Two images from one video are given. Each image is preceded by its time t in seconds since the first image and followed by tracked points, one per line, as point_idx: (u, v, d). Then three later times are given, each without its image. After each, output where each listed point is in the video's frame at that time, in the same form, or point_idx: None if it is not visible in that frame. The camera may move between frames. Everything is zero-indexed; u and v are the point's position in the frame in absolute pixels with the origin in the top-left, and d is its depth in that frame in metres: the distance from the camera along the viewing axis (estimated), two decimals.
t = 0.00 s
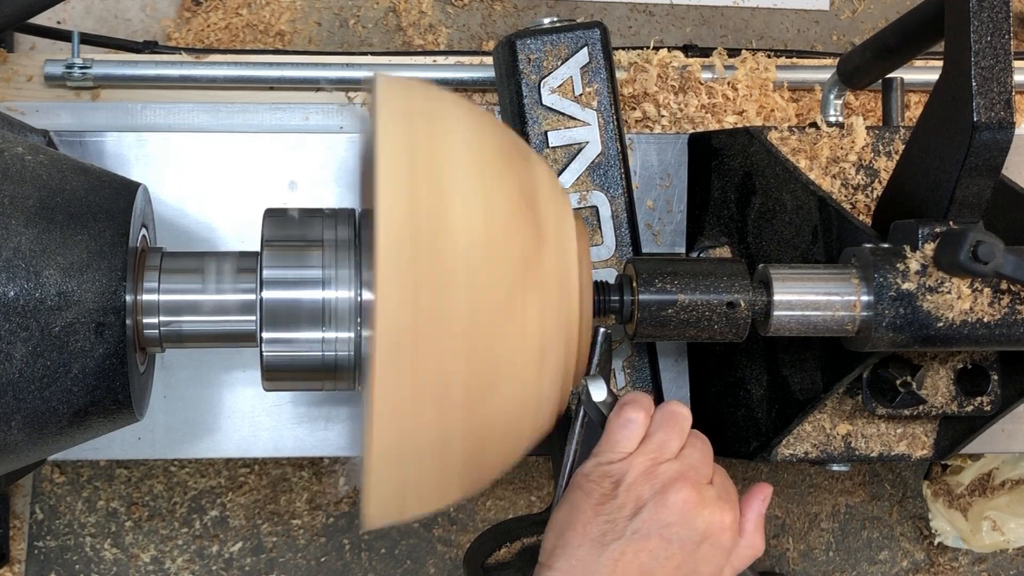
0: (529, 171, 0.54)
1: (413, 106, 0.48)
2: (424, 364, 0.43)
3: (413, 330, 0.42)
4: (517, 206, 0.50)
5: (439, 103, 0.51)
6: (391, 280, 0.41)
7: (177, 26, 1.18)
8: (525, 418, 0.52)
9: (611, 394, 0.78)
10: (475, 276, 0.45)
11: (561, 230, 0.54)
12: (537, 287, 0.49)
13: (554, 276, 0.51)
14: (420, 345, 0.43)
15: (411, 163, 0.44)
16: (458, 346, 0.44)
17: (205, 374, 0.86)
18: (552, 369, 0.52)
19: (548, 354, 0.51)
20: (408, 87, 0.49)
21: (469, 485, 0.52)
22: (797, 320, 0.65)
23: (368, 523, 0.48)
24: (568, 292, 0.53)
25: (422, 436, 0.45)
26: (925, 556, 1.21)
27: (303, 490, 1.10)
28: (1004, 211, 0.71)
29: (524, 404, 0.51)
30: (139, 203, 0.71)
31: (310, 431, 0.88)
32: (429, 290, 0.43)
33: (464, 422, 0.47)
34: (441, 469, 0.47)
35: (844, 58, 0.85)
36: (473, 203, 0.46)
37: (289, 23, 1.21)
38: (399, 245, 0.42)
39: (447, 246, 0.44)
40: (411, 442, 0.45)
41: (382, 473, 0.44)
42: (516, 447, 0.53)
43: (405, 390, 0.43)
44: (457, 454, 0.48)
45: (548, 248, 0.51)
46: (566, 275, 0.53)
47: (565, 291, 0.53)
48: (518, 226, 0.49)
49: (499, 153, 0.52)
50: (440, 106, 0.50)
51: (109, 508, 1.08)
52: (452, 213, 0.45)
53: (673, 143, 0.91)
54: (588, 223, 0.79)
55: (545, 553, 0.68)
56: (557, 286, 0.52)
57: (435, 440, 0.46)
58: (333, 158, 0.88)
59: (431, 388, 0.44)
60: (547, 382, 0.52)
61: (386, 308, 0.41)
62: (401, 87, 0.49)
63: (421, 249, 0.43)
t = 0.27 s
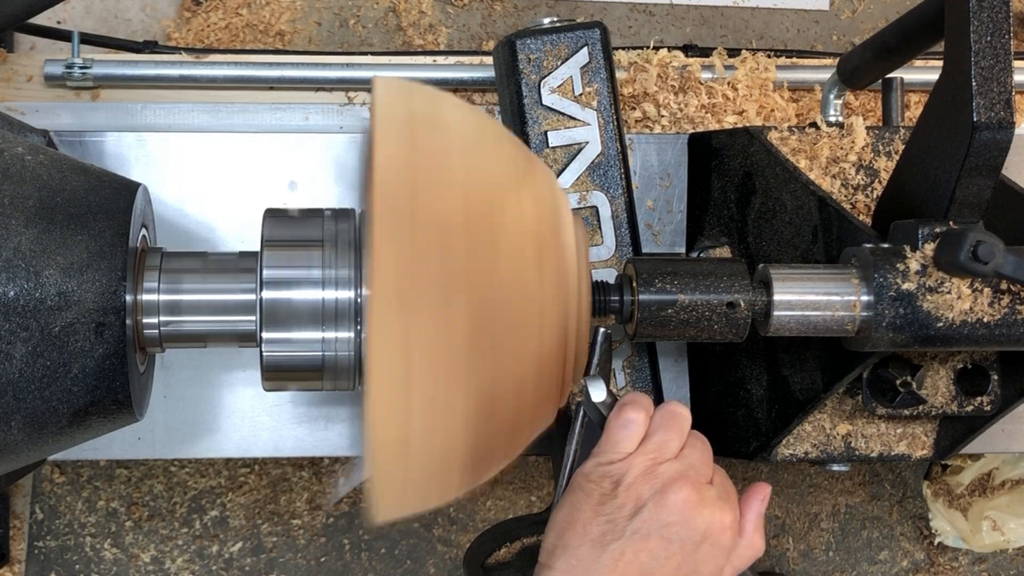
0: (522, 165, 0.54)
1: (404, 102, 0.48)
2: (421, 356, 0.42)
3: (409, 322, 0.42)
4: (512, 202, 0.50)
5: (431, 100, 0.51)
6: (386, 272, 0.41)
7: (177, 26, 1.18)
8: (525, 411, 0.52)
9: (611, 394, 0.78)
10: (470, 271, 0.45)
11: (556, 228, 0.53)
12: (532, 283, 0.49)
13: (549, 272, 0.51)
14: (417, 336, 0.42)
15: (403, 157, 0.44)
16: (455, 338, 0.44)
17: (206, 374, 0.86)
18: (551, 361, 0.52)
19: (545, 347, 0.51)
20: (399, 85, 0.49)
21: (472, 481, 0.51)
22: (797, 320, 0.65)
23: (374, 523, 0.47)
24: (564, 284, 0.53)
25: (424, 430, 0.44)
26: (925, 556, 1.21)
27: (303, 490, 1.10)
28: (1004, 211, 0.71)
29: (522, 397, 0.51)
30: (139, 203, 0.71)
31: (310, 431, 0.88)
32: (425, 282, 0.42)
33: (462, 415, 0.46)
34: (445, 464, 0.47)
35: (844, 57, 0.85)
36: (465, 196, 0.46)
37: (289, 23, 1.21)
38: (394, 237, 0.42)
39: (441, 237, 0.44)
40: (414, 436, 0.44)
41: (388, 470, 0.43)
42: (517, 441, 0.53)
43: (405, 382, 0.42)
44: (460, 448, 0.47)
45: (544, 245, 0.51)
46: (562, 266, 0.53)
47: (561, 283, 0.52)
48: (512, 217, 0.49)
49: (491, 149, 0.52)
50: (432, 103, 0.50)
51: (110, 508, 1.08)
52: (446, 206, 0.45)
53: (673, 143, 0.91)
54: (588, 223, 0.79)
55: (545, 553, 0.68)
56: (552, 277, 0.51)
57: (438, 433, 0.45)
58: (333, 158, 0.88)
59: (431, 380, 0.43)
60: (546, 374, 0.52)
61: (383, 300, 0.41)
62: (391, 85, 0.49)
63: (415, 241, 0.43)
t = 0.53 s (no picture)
0: (517, 162, 0.54)
1: (399, 103, 0.48)
2: (421, 354, 0.42)
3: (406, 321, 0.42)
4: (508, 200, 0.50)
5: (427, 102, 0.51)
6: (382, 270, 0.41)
7: (177, 26, 1.18)
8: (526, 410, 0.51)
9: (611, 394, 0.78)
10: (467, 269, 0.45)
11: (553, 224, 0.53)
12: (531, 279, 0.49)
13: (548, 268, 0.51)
14: (415, 335, 0.42)
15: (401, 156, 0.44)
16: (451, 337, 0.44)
17: (205, 374, 0.86)
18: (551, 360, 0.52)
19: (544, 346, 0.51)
20: (396, 87, 0.49)
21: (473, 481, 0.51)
22: (797, 320, 0.65)
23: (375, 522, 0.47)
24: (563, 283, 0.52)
25: (424, 430, 0.44)
26: (925, 556, 1.21)
27: (303, 490, 1.10)
28: (1004, 211, 0.71)
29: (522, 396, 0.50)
30: (139, 203, 0.71)
31: (310, 431, 0.88)
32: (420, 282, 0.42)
33: (463, 413, 0.46)
34: (446, 464, 0.47)
35: (844, 57, 0.85)
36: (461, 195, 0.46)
37: (289, 23, 1.21)
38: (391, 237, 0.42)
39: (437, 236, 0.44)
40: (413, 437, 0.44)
41: (390, 471, 0.43)
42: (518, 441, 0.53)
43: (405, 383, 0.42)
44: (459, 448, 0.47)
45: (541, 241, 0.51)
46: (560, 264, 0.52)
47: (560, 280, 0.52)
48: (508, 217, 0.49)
49: (489, 150, 0.52)
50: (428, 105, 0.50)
51: (109, 508, 1.08)
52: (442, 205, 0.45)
53: (673, 143, 0.91)
54: (588, 223, 0.79)
55: (545, 553, 0.68)
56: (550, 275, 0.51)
57: (436, 434, 0.45)
58: (333, 158, 0.88)
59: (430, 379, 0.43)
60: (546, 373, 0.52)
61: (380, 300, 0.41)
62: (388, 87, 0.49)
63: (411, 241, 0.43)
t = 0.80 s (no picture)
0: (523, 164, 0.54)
1: (405, 106, 0.48)
2: (428, 357, 0.43)
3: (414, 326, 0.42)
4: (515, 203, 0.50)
5: (434, 103, 0.51)
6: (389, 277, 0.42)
7: (177, 26, 1.18)
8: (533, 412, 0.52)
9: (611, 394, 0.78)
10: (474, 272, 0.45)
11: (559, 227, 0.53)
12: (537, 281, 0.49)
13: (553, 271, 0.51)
14: (421, 339, 0.43)
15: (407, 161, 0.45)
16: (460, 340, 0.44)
17: (205, 374, 0.86)
18: (558, 363, 0.52)
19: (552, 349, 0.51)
20: (402, 90, 0.50)
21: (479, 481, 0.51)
22: (797, 320, 0.65)
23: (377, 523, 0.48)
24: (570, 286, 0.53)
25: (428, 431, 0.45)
26: (925, 556, 1.21)
27: (303, 490, 1.10)
28: (1004, 211, 0.71)
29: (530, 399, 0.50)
30: (139, 203, 0.71)
31: (310, 431, 0.88)
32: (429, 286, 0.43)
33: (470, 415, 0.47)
34: (451, 465, 0.47)
35: (843, 58, 0.85)
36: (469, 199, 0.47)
37: (289, 23, 1.21)
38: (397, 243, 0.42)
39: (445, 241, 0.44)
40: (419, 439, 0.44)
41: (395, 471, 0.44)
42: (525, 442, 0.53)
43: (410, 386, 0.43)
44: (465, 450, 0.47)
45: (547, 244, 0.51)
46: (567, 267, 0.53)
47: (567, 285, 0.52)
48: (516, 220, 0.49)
49: (495, 152, 0.52)
50: (436, 107, 0.50)
51: (109, 508, 1.08)
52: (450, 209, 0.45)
53: (673, 143, 0.91)
54: (588, 223, 0.79)
55: (545, 553, 0.68)
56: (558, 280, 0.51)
57: (444, 436, 0.45)
58: (333, 158, 0.88)
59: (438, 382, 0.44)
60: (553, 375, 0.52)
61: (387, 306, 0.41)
62: (395, 90, 0.49)
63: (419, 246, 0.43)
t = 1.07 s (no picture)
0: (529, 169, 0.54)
1: (412, 112, 0.48)
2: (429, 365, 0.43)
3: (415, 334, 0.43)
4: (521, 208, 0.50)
5: (442, 108, 0.51)
6: (391, 286, 0.42)
7: (177, 26, 1.18)
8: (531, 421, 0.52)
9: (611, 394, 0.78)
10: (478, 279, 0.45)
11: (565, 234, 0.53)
12: (543, 289, 0.49)
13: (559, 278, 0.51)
14: (423, 347, 0.43)
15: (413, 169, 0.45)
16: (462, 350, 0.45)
17: (206, 374, 0.87)
18: (558, 372, 0.52)
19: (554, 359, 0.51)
20: (409, 92, 0.49)
21: (475, 489, 0.52)
22: (797, 320, 0.65)
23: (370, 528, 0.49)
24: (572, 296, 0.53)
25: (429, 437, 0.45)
26: (925, 556, 1.21)
27: (303, 490, 1.10)
28: (1004, 211, 0.71)
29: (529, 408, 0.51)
30: (139, 203, 0.71)
31: (310, 431, 0.88)
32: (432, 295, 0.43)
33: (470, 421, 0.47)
34: (447, 472, 0.48)
35: (843, 58, 0.85)
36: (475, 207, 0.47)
37: (289, 23, 1.21)
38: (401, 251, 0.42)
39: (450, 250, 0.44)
40: (415, 446, 0.45)
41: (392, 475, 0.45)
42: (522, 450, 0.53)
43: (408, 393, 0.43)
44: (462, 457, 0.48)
45: (553, 251, 0.51)
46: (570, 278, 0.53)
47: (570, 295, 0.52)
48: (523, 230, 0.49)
49: (503, 157, 0.52)
50: (443, 112, 0.50)
51: (109, 508, 1.08)
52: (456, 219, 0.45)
53: (673, 143, 0.91)
54: (588, 223, 0.79)
55: (545, 553, 0.68)
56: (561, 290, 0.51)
57: (441, 443, 0.46)
58: (333, 158, 0.88)
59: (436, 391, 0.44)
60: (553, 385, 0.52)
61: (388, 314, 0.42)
62: (403, 94, 0.49)
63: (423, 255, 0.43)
